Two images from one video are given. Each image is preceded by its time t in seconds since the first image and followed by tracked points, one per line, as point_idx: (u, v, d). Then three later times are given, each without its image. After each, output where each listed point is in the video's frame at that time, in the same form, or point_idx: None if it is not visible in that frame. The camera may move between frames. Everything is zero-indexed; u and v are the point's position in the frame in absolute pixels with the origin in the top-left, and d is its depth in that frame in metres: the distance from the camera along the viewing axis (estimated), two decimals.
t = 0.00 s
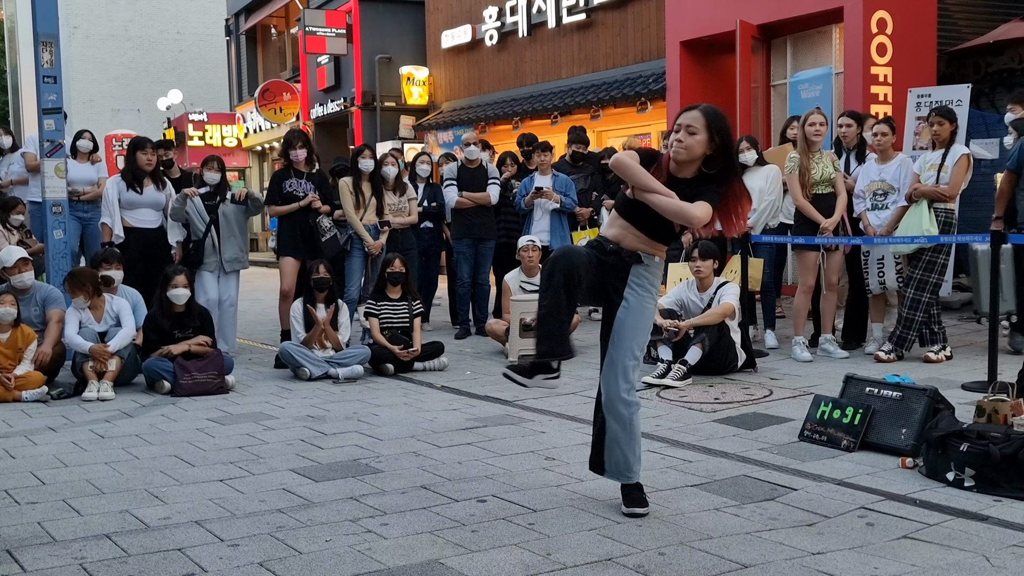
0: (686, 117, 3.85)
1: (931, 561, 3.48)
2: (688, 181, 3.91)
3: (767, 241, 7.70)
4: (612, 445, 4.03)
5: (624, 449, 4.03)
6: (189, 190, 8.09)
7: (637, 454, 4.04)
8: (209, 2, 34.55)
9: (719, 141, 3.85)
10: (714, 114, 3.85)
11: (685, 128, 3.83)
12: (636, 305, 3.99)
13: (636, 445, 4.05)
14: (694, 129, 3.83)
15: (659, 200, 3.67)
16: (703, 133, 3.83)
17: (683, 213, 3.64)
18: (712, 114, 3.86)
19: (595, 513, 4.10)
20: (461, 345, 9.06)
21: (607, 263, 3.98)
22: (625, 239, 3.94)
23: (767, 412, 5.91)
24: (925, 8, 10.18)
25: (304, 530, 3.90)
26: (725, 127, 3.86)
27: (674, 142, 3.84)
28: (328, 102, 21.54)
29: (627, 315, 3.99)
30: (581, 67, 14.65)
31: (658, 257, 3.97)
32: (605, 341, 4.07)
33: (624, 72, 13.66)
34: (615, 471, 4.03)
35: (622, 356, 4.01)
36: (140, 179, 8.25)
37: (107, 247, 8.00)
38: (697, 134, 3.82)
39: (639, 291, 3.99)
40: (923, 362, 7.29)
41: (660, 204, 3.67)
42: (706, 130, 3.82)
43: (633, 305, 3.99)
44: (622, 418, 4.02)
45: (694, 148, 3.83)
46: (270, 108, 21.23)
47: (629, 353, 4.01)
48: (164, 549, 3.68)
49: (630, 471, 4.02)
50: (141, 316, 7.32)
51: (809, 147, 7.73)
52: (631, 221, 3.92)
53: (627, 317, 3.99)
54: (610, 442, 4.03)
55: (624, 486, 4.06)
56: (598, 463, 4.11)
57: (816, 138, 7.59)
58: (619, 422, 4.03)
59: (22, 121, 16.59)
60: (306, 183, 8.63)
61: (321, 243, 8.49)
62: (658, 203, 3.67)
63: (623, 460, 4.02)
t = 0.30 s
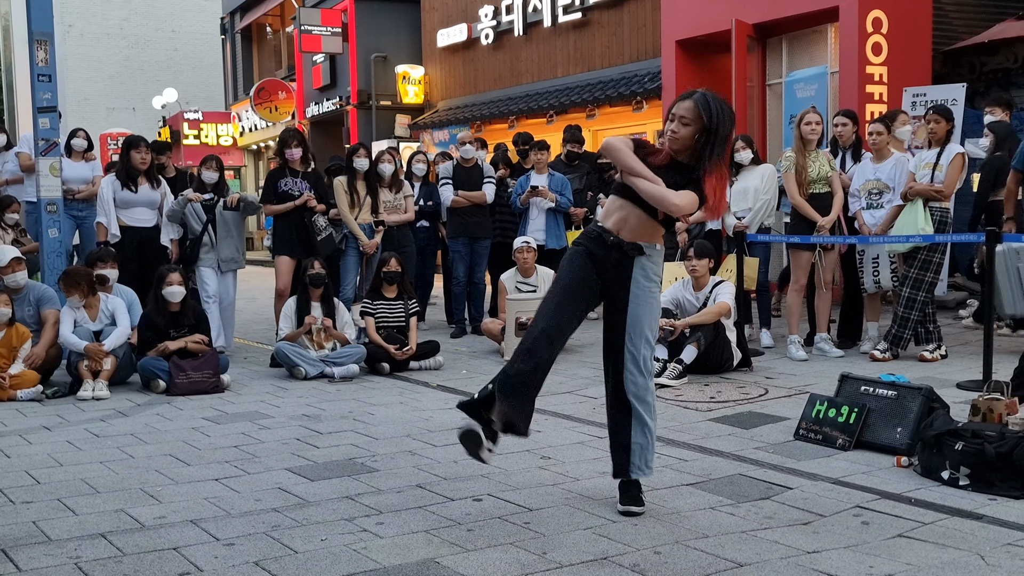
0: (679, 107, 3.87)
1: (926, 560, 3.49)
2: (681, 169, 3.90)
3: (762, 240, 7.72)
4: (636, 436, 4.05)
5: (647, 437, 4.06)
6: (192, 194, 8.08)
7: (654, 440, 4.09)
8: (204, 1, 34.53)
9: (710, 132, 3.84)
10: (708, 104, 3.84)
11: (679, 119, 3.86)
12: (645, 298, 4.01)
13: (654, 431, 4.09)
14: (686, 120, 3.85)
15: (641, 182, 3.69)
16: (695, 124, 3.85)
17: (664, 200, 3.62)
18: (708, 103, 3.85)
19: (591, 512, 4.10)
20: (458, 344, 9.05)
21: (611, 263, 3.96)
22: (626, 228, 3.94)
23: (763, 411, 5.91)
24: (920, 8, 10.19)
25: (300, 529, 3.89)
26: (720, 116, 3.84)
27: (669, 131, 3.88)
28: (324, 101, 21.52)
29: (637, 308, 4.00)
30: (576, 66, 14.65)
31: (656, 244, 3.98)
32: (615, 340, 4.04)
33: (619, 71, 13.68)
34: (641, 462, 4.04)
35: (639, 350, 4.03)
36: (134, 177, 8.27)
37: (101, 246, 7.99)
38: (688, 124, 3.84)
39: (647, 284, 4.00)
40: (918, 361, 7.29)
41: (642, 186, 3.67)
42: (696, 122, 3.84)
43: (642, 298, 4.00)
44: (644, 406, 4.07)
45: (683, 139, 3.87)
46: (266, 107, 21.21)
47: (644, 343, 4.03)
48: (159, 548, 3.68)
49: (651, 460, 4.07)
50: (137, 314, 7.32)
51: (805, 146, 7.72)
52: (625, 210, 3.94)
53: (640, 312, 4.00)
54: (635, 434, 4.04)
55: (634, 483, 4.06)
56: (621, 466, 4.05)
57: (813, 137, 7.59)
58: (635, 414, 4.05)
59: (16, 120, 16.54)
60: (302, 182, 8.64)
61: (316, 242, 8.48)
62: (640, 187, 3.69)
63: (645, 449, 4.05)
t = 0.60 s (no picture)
0: (650, 90, 3.86)
1: (923, 559, 3.49)
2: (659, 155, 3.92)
3: (760, 239, 7.74)
4: (607, 431, 4.06)
5: (617, 434, 4.06)
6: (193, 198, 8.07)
7: (626, 439, 4.09)
8: None
9: (682, 115, 3.84)
10: (677, 85, 3.84)
11: (650, 101, 3.85)
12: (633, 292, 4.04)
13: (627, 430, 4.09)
14: (658, 102, 3.84)
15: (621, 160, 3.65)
16: (667, 105, 3.84)
17: (652, 173, 3.59)
18: (677, 84, 3.85)
19: (588, 510, 4.11)
20: (455, 343, 9.06)
21: (598, 256, 4.00)
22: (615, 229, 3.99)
23: (760, 410, 5.92)
24: (917, 8, 10.20)
25: (297, 528, 3.89)
26: (691, 96, 3.85)
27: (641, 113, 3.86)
28: (321, 100, 21.50)
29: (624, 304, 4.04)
30: (573, 65, 14.65)
31: (645, 241, 4.03)
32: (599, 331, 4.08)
33: (617, 70, 13.68)
34: (606, 457, 4.06)
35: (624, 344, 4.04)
36: (132, 177, 8.26)
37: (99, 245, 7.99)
38: (661, 106, 3.83)
39: (634, 280, 4.03)
40: (914, 360, 7.30)
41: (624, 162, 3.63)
42: (669, 103, 3.83)
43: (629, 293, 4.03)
44: (620, 403, 4.06)
45: (658, 121, 3.84)
46: (263, 105, 21.19)
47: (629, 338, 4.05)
48: (156, 547, 3.68)
49: (620, 458, 4.08)
50: (134, 313, 7.26)
51: (803, 145, 7.73)
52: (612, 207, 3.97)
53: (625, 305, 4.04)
54: (606, 429, 4.05)
55: (607, 477, 4.09)
56: (587, 459, 4.10)
57: (810, 136, 7.60)
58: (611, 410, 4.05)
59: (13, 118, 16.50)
60: (300, 181, 8.63)
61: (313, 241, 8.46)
62: (625, 165, 3.65)
63: (613, 446, 4.07)
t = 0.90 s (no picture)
0: (635, 103, 3.88)
1: (920, 557, 3.50)
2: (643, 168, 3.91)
3: (757, 238, 7.76)
4: (608, 437, 4.07)
5: (618, 440, 4.08)
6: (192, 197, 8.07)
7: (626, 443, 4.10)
8: None
9: (666, 126, 3.85)
10: (661, 99, 3.86)
11: (634, 113, 3.86)
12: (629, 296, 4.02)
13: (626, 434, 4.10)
14: (642, 114, 3.85)
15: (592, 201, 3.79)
16: (650, 117, 3.85)
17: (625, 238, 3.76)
18: (661, 97, 3.87)
19: (586, 508, 4.11)
20: (452, 341, 9.06)
21: (594, 260, 3.98)
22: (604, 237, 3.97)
23: (757, 408, 5.92)
24: (914, 7, 10.20)
25: (295, 527, 3.89)
26: (675, 109, 3.86)
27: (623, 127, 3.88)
28: (319, 99, 21.49)
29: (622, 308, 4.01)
30: (571, 64, 14.64)
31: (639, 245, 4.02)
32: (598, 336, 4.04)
33: (615, 68, 13.68)
34: (607, 463, 4.07)
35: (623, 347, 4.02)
36: (129, 175, 8.24)
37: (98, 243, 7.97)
38: (645, 118, 3.84)
39: (629, 284, 4.01)
40: (912, 359, 7.31)
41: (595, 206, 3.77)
42: (651, 114, 3.84)
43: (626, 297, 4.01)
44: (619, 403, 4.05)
45: (641, 132, 3.83)
46: (260, 104, 21.18)
47: (626, 341, 4.02)
48: (153, 545, 3.68)
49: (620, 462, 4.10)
50: (131, 312, 7.28)
51: (802, 144, 7.75)
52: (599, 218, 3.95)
53: (622, 308, 4.01)
54: (606, 434, 4.06)
55: (607, 481, 4.10)
56: (585, 463, 4.13)
57: (808, 135, 7.61)
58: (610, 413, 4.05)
59: (10, 117, 16.47)
60: (298, 180, 8.63)
61: (311, 240, 8.44)
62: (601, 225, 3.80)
63: (613, 449, 4.08)
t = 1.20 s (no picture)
0: (611, 106, 3.81)
1: (917, 556, 3.50)
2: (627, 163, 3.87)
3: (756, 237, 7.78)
4: (607, 439, 4.06)
5: (615, 440, 4.07)
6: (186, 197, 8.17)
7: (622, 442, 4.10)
8: None
9: (643, 124, 3.79)
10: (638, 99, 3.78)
11: (613, 116, 3.80)
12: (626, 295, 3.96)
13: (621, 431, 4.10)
14: (620, 116, 3.80)
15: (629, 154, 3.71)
16: (628, 117, 3.79)
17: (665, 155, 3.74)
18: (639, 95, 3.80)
19: (585, 507, 4.12)
20: (450, 340, 9.06)
21: (587, 263, 3.89)
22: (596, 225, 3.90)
23: (755, 407, 5.93)
24: (912, 6, 10.21)
25: (293, 526, 3.89)
26: (653, 108, 3.80)
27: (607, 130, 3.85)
28: (317, 97, 21.47)
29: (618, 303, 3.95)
30: (569, 63, 14.64)
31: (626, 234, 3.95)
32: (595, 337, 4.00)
33: (613, 67, 13.68)
34: (603, 464, 4.06)
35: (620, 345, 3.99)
36: (128, 174, 8.21)
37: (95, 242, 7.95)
38: (623, 120, 3.79)
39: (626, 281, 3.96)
40: (910, 358, 7.32)
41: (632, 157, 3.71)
42: (628, 113, 3.78)
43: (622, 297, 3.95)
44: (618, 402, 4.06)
45: (620, 134, 3.80)
46: (259, 102, 21.17)
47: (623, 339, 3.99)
48: (151, 545, 3.67)
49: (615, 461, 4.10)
50: (129, 311, 7.29)
51: (800, 143, 7.76)
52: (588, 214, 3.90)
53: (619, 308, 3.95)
54: (605, 436, 4.05)
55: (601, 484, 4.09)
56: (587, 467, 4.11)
57: (806, 134, 7.60)
58: (609, 414, 4.05)
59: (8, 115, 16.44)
60: (297, 178, 8.62)
61: (310, 239, 8.45)
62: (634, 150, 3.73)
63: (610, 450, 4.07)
